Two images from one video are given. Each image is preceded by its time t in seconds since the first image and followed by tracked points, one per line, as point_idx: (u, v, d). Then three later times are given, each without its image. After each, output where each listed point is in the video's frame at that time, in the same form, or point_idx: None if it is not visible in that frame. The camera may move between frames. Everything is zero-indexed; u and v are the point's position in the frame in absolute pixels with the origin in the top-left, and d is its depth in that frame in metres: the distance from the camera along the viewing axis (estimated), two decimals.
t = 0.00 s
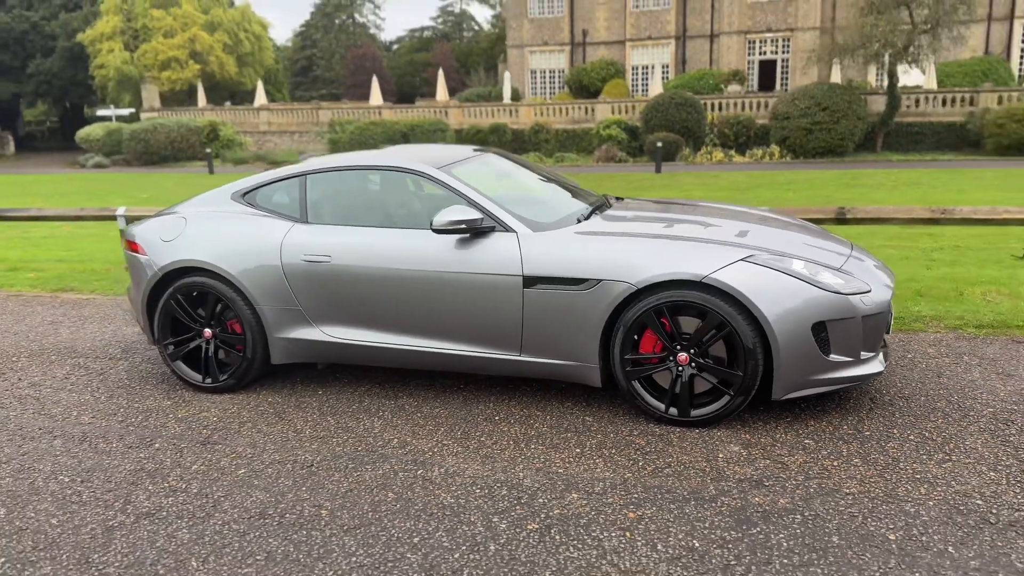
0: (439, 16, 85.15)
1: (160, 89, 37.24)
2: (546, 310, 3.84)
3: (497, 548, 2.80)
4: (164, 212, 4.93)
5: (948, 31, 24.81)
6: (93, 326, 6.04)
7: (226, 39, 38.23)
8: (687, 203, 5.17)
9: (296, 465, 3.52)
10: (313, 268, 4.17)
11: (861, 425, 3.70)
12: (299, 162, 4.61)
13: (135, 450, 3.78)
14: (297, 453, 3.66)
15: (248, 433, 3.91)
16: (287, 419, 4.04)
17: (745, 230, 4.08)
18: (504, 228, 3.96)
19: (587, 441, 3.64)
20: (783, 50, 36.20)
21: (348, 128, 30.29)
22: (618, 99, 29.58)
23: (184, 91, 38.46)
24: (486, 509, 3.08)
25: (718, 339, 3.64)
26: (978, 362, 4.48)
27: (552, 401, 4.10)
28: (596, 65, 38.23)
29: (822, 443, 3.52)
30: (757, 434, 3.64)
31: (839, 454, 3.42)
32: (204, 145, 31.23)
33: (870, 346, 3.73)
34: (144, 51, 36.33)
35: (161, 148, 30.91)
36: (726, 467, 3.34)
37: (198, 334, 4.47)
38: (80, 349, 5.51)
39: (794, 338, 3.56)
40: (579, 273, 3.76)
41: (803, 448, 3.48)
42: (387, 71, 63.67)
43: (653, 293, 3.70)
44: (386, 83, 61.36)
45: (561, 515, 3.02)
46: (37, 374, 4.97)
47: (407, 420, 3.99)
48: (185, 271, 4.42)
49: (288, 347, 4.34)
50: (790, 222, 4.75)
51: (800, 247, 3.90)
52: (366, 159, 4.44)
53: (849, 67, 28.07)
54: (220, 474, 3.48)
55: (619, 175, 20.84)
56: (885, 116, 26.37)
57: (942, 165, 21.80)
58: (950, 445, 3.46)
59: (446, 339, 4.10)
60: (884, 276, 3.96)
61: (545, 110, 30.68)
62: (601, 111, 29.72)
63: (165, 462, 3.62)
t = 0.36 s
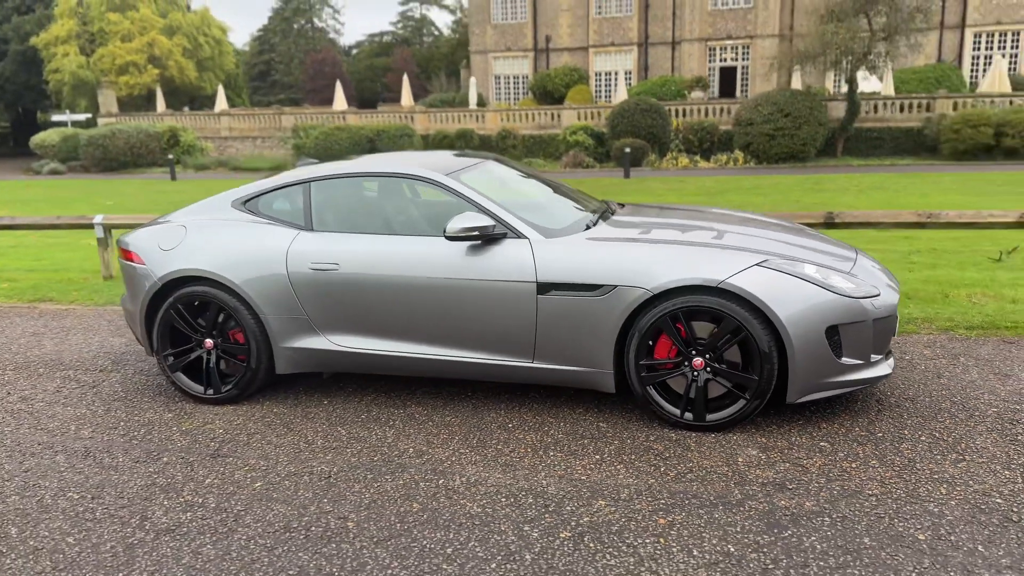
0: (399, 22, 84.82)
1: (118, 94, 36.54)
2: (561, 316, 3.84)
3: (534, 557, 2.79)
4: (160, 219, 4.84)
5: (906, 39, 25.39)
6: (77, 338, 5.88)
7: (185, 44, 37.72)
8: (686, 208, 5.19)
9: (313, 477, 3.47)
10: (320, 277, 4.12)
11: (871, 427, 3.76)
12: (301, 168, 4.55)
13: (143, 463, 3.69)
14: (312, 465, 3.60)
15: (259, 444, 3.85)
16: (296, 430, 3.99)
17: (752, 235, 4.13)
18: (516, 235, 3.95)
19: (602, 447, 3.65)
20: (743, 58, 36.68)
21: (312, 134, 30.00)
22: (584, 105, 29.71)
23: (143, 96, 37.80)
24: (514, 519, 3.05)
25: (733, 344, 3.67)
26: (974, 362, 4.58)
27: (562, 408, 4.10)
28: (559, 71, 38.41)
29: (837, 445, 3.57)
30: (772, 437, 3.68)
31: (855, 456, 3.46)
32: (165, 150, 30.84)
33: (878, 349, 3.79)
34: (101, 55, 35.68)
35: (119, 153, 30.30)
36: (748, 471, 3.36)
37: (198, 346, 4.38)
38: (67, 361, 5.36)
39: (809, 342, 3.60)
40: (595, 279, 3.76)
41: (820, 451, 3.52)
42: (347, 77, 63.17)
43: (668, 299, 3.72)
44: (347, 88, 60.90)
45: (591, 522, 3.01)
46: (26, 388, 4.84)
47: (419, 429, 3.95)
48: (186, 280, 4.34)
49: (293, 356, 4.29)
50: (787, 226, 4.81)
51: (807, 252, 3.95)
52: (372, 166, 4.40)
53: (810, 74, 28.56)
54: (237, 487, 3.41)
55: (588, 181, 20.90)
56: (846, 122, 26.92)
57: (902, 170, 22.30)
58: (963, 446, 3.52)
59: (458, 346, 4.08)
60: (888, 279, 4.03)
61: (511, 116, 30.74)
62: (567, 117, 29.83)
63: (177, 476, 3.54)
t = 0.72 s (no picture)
0: (358, 27, 84.35)
1: (74, 98, 35.83)
2: (577, 318, 3.87)
3: (572, 556, 2.80)
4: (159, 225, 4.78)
5: (864, 46, 25.94)
6: (64, 347, 5.75)
7: (143, 47, 37.22)
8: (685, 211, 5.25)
9: (336, 483, 3.45)
10: (331, 281, 4.10)
11: (880, 423, 3.84)
12: (307, 172, 4.52)
13: (157, 471, 3.64)
14: (332, 470, 3.58)
15: (274, 450, 3.81)
16: (309, 435, 3.95)
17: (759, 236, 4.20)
18: (530, 238, 3.97)
19: (621, 447, 3.68)
20: (703, 64, 37.10)
21: (276, 139, 29.64)
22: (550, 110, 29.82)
23: (99, 101, 37.10)
24: (546, 520, 3.07)
25: (748, 344, 3.73)
26: (968, 359, 4.71)
27: (575, 410, 4.12)
28: (523, 76, 38.57)
29: (850, 442, 3.65)
30: (787, 434, 3.74)
31: (870, 451, 3.54)
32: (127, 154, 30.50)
33: (885, 347, 3.89)
34: (57, 59, 35.03)
35: (77, 159, 29.67)
36: (769, 468, 3.42)
37: (202, 352, 4.33)
38: (58, 370, 5.24)
39: (822, 340, 3.67)
40: (611, 281, 3.79)
41: (834, 447, 3.59)
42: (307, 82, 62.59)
43: (683, 300, 3.77)
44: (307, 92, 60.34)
45: (623, 520, 3.04)
46: (21, 398, 4.72)
47: (434, 432, 3.94)
48: (192, 286, 4.28)
49: (302, 361, 4.25)
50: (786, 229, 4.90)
51: (814, 252, 4.03)
52: (379, 170, 4.39)
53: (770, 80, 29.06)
54: (259, 494, 3.38)
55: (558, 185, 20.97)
56: (806, 127, 27.49)
57: (863, 174, 22.77)
58: (972, 440, 3.62)
59: (471, 349, 4.09)
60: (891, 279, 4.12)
61: (477, 121, 30.83)
62: (533, 122, 29.91)
63: (196, 483, 3.50)
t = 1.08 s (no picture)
0: (316, 29, 83.60)
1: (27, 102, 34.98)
2: (594, 321, 3.92)
3: (614, 556, 2.84)
4: (163, 230, 4.73)
5: (824, 51, 26.45)
6: (55, 356, 5.63)
7: (99, 50, 36.53)
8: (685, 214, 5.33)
9: (363, 488, 3.45)
10: (346, 286, 4.09)
11: (889, 421, 3.95)
12: (317, 176, 4.51)
13: (179, 481, 3.60)
14: (357, 475, 3.58)
15: (294, 456, 3.79)
16: (328, 442, 3.94)
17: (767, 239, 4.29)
18: (546, 242, 4.01)
19: (642, 447, 3.73)
20: (665, 69, 37.44)
21: (239, 143, 29.26)
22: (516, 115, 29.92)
23: (54, 105, 36.28)
24: (582, 521, 3.10)
25: (763, 344, 3.81)
26: (962, 356, 4.87)
27: (590, 412, 4.17)
28: (487, 80, 38.60)
29: (863, 438, 3.75)
30: (802, 432, 3.83)
31: (885, 448, 3.64)
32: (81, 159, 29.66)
33: (893, 347, 4.00)
34: (9, 62, 34.16)
35: (33, 164, 28.96)
36: (791, 465, 3.49)
37: (212, 359, 4.29)
38: (53, 380, 5.13)
39: (836, 340, 3.76)
40: (629, 284, 3.85)
41: (849, 444, 3.69)
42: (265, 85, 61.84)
43: (700, 301, 3.83)
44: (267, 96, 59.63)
45: (657, 519, 3.09)
46: (20, 409, 4.62)
47: (453, 437, 3.95)
48: (201, 293, 4.24)
49: (315, 367, 4.24)
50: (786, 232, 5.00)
51: (821, 254, 4.13)
52: (390, 175, 4.39)
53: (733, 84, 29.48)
54: (287, 500, 3.36)
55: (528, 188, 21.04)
56: (768, 131, 27.99)
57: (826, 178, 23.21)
58: (980, 435, 3.74)
59: (488, 352, 4.11)
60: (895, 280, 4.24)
61: (443, 125, 30.85)
62: (501, 127, 30.05)
63: (221, 492, 3.47)
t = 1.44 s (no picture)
0: (272, 31, 82.54)
1: None
2: (606, 317, 3.90)
3: (649, 553, 2.81)
4: (154, 230, 4.60)
5: (784, 55, 26.89)
6: (37, 361, 5.45)
7: (52, 50, 35.87)
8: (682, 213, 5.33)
9: (381, 490, 3.38)
10: (352, 286, 4.01)
11: (896, 414, 3.99)
12: (316, 174, 4.43)
13: (188, 486, 3.49)
14: (372, 478, 3.50)
15: (303, 460, 3.70)
16: (337, 444, 3.86)
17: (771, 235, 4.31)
18: (557, 238, 3.98)
19: (659, 444, 3.71)
20: (626, 72, 37.63)
21: (199, 145, 28.75)
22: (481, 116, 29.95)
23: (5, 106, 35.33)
24: (609, 519, 3.07)
25: (775, 339, 3.82)
26: (956, 349, 4.94)
27: (599, 409, 4.15)
28: (450, 82, 38.50)
29: (875, 431, 3.77)
30: (814, 426, 3.85)
31: (899, 440, 3.67)
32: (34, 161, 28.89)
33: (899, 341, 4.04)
34: None
35: None
36: (809, 459, 3.50)
37: (210, 362, 4.18)
38: (38, 386, 4.96)
39: (848, 334, 3.78)
40: (642, 280, 3.83)
41: (865, 438, 3.71)
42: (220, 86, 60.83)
43: (713, 297, 3.83)
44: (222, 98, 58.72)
45: (686, 515, 3.07)
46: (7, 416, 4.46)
47: (464, 437, 3.89)
48: (201, 293, 4.13)
49: (319, 369, 4.15)
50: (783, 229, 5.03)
51: (827, 249, 4.16)
52: (395, 172, 4.33)
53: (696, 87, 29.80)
54: (305, 505, 3.27)
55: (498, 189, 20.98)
56: (730, 134, 28.29)
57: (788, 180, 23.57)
58: (988, 427, 3.79)
59: (496, 351, 4.07)
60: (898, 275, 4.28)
61: (408, 127, 30.74)
62: (466, 129, 29.99)
63: (233, 497, 3.37)
